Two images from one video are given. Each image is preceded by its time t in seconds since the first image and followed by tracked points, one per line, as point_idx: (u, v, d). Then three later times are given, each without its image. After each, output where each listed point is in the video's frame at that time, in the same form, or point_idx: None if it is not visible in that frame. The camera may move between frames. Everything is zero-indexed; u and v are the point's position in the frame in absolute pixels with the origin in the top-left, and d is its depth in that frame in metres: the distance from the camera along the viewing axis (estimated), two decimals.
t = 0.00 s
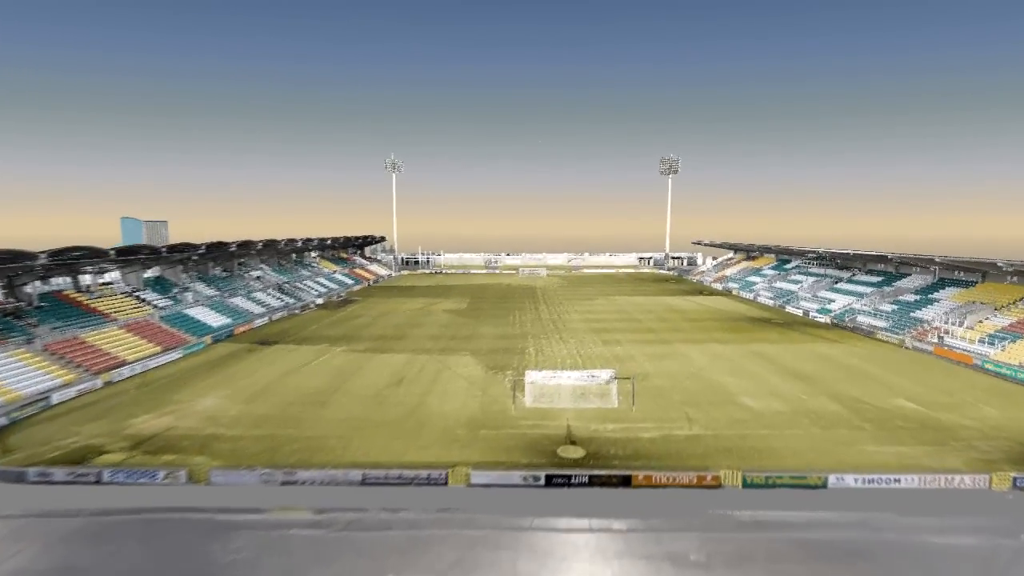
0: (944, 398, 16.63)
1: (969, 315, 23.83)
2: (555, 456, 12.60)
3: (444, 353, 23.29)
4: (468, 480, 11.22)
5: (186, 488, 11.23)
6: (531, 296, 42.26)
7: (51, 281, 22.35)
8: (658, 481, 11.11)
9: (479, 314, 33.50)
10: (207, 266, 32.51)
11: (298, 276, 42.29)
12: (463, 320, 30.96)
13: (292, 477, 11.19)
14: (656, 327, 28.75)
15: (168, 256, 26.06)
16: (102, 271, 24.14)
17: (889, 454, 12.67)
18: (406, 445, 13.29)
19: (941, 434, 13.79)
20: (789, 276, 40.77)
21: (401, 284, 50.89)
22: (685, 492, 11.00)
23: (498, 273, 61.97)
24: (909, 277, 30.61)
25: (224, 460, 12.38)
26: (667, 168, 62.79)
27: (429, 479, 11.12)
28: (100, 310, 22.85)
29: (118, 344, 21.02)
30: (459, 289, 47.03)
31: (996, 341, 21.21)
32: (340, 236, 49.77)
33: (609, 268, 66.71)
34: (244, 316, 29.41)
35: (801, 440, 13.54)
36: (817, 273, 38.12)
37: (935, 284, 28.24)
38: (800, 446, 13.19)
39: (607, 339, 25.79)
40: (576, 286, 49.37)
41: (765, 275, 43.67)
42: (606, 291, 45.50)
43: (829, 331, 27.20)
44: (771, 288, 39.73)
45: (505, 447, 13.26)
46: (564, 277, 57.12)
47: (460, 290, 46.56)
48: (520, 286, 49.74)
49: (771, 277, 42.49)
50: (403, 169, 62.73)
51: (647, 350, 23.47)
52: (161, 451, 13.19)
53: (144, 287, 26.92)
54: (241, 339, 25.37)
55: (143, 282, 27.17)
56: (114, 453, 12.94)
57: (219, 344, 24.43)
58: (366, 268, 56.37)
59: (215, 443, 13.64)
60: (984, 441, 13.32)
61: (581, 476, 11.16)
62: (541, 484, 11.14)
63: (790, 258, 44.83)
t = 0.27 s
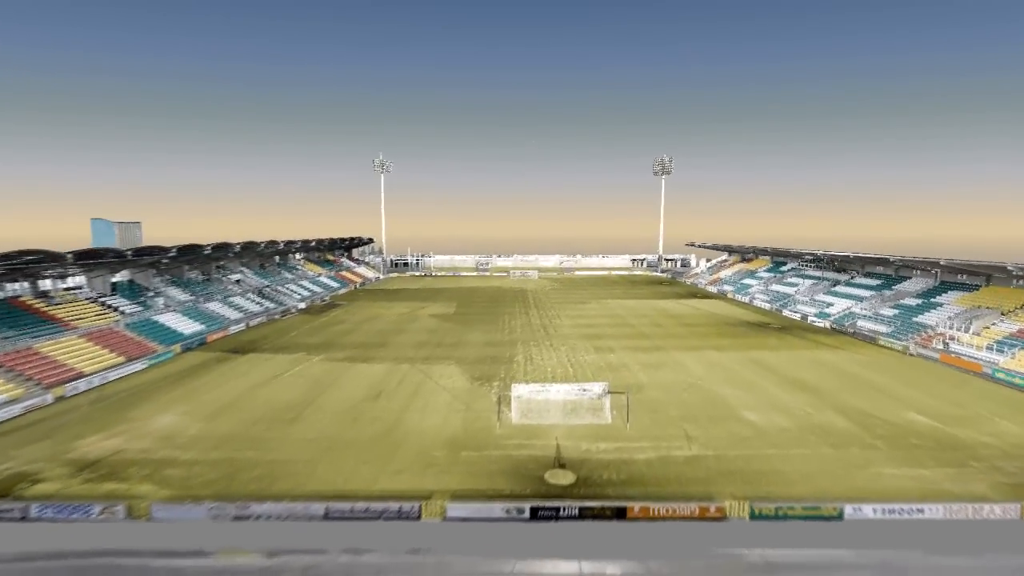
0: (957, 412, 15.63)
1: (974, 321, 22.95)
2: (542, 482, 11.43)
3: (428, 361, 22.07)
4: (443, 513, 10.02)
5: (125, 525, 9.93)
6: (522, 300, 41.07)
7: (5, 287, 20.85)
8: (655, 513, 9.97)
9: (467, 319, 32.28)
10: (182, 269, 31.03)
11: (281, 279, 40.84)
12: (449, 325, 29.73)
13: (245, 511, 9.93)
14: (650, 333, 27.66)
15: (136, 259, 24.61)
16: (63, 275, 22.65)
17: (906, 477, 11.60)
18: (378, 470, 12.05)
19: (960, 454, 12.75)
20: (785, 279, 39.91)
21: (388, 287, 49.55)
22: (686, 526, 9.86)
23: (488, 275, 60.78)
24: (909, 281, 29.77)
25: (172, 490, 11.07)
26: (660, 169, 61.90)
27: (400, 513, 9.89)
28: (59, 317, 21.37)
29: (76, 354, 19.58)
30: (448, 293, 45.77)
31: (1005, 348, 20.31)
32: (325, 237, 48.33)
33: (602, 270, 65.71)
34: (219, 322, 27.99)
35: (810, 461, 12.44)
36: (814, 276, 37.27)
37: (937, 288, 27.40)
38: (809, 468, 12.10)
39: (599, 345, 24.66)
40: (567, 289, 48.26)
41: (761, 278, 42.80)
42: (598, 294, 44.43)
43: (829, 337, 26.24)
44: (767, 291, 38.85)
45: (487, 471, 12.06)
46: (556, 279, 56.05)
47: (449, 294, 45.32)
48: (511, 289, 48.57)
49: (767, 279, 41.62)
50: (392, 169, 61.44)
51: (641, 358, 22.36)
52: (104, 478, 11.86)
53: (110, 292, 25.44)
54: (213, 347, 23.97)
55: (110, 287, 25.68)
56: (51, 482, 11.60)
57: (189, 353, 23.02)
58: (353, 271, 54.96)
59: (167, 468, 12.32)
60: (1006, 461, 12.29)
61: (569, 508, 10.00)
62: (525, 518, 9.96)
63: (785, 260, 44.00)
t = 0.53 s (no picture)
0: (978, 427, 14.58)
1: (985, 327, 22.00)
2: (531, 515, 10.21)
3: (412, 371, 20.80)
4: (417, 556, 8.78)
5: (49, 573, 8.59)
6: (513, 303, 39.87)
7: None
8: (658, 554, 8.78)
9: (457, 324, 31.03)
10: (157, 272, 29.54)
11: (264, 283, 39.39)
12: (437, 332, 28.47)
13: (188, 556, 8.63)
14: (647, 339, 26.46)
15: (103, 263, 23.16)
16: (22, 280, 21.17)
17: (934, 506, 10.48)
18: (347, 501, 10.77)
19: (988, 477, 11.66)
20: (783, 281, 38.95)
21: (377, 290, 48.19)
22: (693, 569, 8.68)
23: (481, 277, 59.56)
24: (913, 284, 28.85)
25: (110, 528, 9.74)
26: (655, 169, 60.94)
27: (367, 557, 8.64)
28: (16, 326, 19.90)
29: (31, 366, 18.14)
30: (438, 296, 44.53)
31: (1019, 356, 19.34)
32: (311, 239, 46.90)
33: (596, 272, 64.64)
34: (194, 329, 26.56)
35: (827, 486, 11.29)
36: (814, 278, 36.32)
37: (943, 292, 26.48)
38: (827, 495, 10.94)
39: (594, 353, 23.48)
40: (561, 292, 47.03)
41: (758, 281, 41.84)
42: (592, 297, 43.33)
43: (832, 343, 25.21)
44: (765, 294, 37.89)
45: (471, 501, 10.82)
46: (549, 281, 54.93)
47: (439, 297, 44.06)
48: (503, 292, 47.36)
49: (764, 282, 40.68)
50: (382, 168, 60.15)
51: (638, 367, 21.19)
52: (37, 511, 10.50)
53: (76, 297, 23.95)
54: (184, 356, 22.57)
55: (76, 292, 24.20)
56: None
57: (158, 362, 21.62)
58: (340, 273, 53.53)
59: (111, 499, 10.97)
60: None
61: (561, 549, 8.79)
62: (511, 561, 8.74)
63: (783, 262, 43.11)
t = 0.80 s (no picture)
0: (1006, 446, 13.47)
1: (1001, 333, 20.96)
2: (520, 555, 9.01)
3: (398, 382, 19.57)
4: None
5: None
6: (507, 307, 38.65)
7: None
8: None
9: (448, 329, 29.81)
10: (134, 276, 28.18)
11: (249, 286, 38.04)
12: (427, 338, 27.21)
13: None
14: (646, 345, 25.29)
15: (70, 267, 21.80)
16: None
17: (974, 543, 9.33)
18: (313, 538, 9.52)
19: None
20: (785, 284, 37.91)
21: (367, 293, 46.88)
22: None
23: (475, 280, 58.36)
24: (922, 288, 27.82)
25: None
26: (652, 169, 59.98)
27: None
28: None
29: None
30: (431, 299, 43.28)
31: None
32: (300, 240, 45.56)
33: (592, 274, 63.55)
34: (170, 336, 25.23)
35: (851, 518, 10.12)
36: (816, 281, 35.30)
37: (954, 296, 25.46)
38: (853, 529, 9.78)
39: (591, 361, 22.28)
40: (557, 295, 45.90)
41: (759, 283, 40.79)
42: (589, 300, 42.17)
43: (840, 350, 24.13)
44: (766, 297, 36.84)
45: (453, 537, 9.61)
46: (544, 284, 53.78)
47: (431, 300, 42.78)
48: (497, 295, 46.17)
49: (765, 285, 39.64)
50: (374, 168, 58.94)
51: (638, 377, 20.02)
52: None
53: (43, 303, 22.58)
54: (157, 366, 21.27)
55: (43, 298, 22.82)
56: None
57: (128, 373, 20.32)
58: (331, 276, 52.21)
59: (46, 538, 9.69)
60: None
61: None
62: None
63: (784, 264, 42.10)
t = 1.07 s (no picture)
0: None
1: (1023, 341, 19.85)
2: None
3: (385, 394, 18.32)
4: None
5: None
6: (504, 311, 37.40)
7: None
8: None
9: (441, 334, 28.59)
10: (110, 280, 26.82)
11: (236, 289, 36.71)
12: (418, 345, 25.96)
13: None
14: (649, 352, 24.09)
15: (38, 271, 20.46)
16: None
17: None
18: None
19: None
20: (789, 287, 36.80)
21: (360, 295, 45.63)
22: None
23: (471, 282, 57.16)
24: (935, 292, 26.73)
25: None
26: (652, 169, 58.91)
27: None
28: None
29: None
30: (425, 303, 42.01)
31: None
32: (290, 242, 44.24)
33: (591, 276, 62.41)
34: (148, 343, 23.91)
35: (889, 560, 8.93)
36: (823, 284, 34.19)
37: (970, 301, 24.37)
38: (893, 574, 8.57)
39: (591, 370, 21.06)
40: (555, 298, 44.69)
41: (762, 286, 39.67)
42: (588, 304, 40.96)
43: (852, 358, 22.99)
44: (771, 301, 35.73)
45: None
46: (541, 286, 52.60)
47: (425, 303, 41.52)
48: (493, 297, 44.97)
49: (769, 288, 38.54)
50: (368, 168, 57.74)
51: (641, 388, 18.82)
52: None
53: (10, 309, 21.23)
54: (130, 376, 19.97)
55: (11, 304, 21.46)
56: None
57: (98, 384, 19.04)
58: (323, 278, 50.93)
59: None
60: None
61: None
62: None
63: (787, 266, 41.00)
